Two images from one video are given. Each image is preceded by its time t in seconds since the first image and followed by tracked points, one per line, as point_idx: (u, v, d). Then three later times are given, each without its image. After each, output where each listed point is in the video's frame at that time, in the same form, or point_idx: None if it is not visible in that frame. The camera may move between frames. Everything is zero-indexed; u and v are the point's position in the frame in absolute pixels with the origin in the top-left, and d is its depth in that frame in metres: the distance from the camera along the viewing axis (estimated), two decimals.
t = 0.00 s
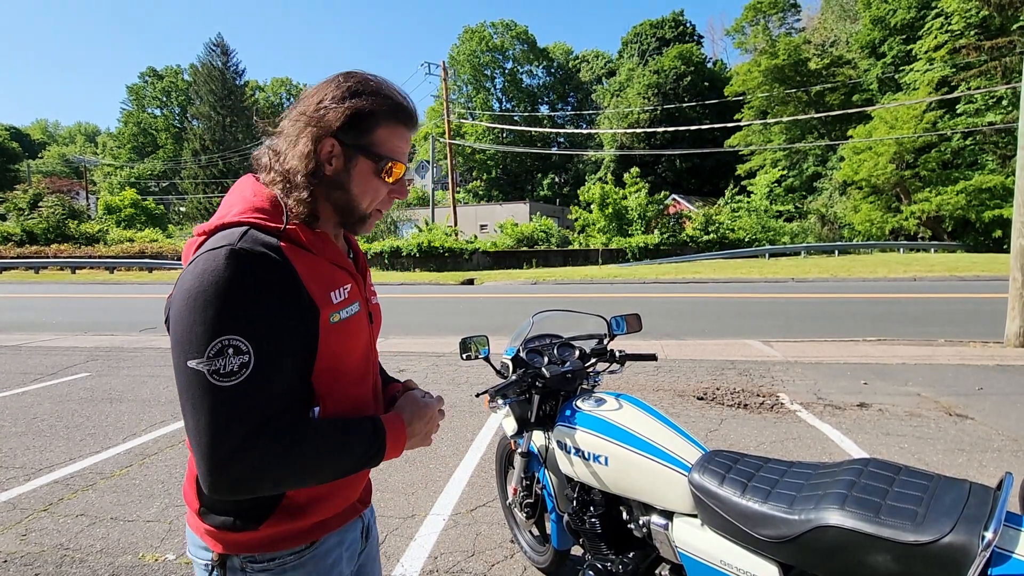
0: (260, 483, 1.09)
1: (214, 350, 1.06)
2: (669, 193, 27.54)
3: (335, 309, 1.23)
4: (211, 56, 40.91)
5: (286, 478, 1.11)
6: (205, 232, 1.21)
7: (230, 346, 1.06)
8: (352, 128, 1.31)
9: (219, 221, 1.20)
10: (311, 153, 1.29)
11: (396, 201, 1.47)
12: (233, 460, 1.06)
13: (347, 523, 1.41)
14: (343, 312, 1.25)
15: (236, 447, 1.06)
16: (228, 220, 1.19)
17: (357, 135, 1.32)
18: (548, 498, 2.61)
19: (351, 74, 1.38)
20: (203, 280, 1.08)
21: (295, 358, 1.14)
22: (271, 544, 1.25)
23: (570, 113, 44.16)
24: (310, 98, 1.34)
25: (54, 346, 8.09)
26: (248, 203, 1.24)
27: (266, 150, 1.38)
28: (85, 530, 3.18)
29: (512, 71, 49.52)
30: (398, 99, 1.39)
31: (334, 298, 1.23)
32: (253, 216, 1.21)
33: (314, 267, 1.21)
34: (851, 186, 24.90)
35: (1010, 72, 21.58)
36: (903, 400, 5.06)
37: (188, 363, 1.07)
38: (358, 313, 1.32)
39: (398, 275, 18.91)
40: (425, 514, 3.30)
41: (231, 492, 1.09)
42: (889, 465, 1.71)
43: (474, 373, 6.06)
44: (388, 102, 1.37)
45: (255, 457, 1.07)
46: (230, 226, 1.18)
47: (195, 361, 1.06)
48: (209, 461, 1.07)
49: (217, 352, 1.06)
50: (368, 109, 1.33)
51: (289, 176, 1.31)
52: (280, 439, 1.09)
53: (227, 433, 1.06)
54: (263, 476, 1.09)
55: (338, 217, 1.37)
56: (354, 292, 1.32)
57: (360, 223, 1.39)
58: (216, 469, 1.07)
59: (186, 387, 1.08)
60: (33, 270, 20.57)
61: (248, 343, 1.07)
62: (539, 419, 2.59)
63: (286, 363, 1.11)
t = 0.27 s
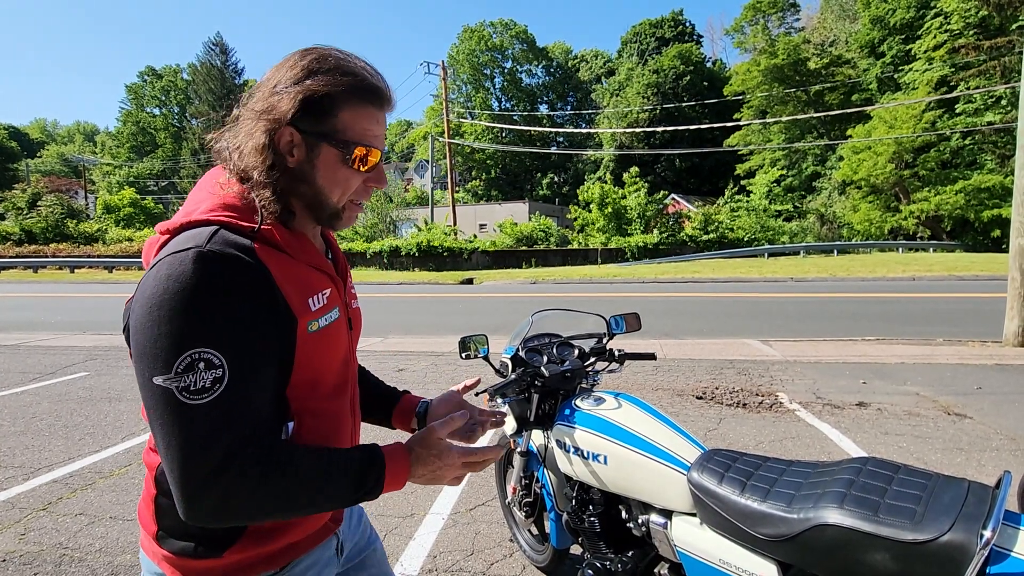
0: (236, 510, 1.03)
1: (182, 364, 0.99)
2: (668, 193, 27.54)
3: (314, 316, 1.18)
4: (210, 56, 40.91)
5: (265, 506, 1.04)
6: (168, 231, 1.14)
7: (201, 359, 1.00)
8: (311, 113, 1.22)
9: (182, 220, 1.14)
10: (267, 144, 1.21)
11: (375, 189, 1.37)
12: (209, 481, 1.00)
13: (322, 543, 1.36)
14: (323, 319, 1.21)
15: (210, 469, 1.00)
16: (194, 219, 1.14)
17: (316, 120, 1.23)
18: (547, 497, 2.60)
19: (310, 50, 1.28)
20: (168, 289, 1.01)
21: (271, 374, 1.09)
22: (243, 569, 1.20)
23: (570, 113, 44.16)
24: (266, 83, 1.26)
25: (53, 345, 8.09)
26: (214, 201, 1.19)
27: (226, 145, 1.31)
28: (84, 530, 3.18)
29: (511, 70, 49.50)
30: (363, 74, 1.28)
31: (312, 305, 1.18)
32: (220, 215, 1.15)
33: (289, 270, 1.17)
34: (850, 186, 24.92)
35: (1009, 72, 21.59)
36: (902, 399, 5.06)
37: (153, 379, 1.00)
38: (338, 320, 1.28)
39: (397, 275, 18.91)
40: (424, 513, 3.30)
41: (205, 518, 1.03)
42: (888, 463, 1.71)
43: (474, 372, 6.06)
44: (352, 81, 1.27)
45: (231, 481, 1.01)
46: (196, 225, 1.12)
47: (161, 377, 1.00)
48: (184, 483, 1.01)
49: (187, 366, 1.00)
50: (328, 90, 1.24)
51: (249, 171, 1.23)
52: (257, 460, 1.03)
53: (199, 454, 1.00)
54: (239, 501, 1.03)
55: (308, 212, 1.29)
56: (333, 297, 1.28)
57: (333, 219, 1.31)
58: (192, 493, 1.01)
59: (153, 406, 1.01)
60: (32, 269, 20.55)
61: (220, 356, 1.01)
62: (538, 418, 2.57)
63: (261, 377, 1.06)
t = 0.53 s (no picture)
0: (212, 529, 0.98)
1: (160, 371, 0.96)
2: (668, 193, 27.53)
3: (306, 318, 1.16)
4: (209, 55, 40.90)
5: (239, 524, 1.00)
6: (154, 232, 1.12)
7: (177, 367, 0.97)
8: (294, 103, 1.21)
9: (168, 222, 1.11)
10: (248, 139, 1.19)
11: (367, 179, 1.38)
12: (181, 496, 0.97)
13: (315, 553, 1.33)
14: (316, 321, 1.19)
15: (182, 482, 0.96)
16: (182, 220, 1.11)
17: (302, 109, 1.22)
18: (547, 496, 2.59)
19: (289, 36, 1.26)
20: (148, 294, 0.98)
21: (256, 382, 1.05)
22: None
23: (569, 112, 44.17)
24: (246, 74, 1.24)
25: (53, 345, 8.09)
26: (201, 202, 1.17)
27: (208, 141, 1.28)
28: (83, 529, 3.18)
29: (511, 69, 49.49)
30: (345, 59, 1.27)
31: (304, 306, 1.16)
32: (207, 216, 1.13)
33: (278, 269, 1.14)
34: (849, 186, 24.95)
35: (1009, 71, 21.57)
36: (901, 399, 5.06)
37: (127, 386, 0.97)
38: (333, 320, 1.25)
39: (396, 274, 18.90)
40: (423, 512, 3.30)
41: (181, 539, 0.98)
42: (886, 462, 1.71)
43: (473, 372, 6.06)
44: (336, 68, 1.26)
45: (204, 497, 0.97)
46: (182, 227, 1.10)
47: (136, 385, 0.97)
48: (153, 498, 0.97)
49: (161, 374, 0.96)
50: (310, 78, 1.22)
51: (232, 165, 1.21)
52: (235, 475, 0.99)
53: (174, 466, 0.96)
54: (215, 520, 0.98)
55: (299, 206, 1.27)
56: (327, 298, 1.26)
57: (323, 213, 1.30)
58: (158, 508, 0.97)
59: (126, 414, 0.97)
60: (31, 269, 20.56)
61: (200, 363, 0.98)
62: (538, 417, 2.57)
63: (244, 385, 1.02)
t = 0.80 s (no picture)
0: (178, 543, 0.97)
1: (128, 380, 0.95)
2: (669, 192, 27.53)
3: (294, 321, 1.15)
4: (209, 54, 40.90)
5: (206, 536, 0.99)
6: (143, 235, 1.11)
7: (145, 376, 0.96)
8: (285, 98, 1.21)
9: (157, 223, 1.12)
10: (237, 135, 1.19)
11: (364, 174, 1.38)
12: (142, 511, 0.95)
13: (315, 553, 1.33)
14: (306, 324, 1.18)
15: (145, 492, 0.95)
16: (169, 222, 1.11)
17: (293, 105, 1.21)
18: (547, 496, 2.59)
19: (281, 30, 1.26)
20: (123, 298, 0.98)
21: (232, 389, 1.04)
22: None
23: (570, 112, 44.16)
24: (237, 68, 1.24)
25: (53, 345, 8.09)
26: (190, 201, 1.17)
27: (199, 138, 1.28)
28: (83, 528, 3.18)
29: (511, 69, 49.48)
30: (337, 52, 1.26)
31: (294, 309, 1.15)
32: (196, 217, 1.13)
33: (268, 272, 1.13)
34: (850, 186, 24.96)
35: (1010, 71, 21.54)
36: (901, 398, 5.06)
37: (94, 391, 0.96)
38: (326, 322, 1.25)
39: (396, 274, 18.90)
40: (423, 512, 3.30)
41: (138, 553, 0.96)
42: (886, 462, 1.71)
43: (473, 372, 6.05)
44: (328, 62, 1.26)
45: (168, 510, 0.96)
46: (170, 229, 1.10)
47: (101, 391, 0.95)
48: (113, 511, 0.95)
49: (128, 383, 0.95)
50: (302, 71, 1.22)
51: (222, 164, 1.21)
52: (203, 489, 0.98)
53: (139, 478, 0.94)
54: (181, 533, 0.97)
55: (293, 203, 1.27)
56: (320, 299, 1.25)
57: (320, 210, 1.30)
58: (116, 522, 0.95)
59: (92, 422, 0.96)
60: (31, 269, 20.57)
61: (171, 372, 0.97)
62: (538, 417, 2.57)
63: (215, 396, 1.01)
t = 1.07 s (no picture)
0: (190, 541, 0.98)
1: (126, 381, 0.96)
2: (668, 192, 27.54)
3: (283, 323, 1.15)
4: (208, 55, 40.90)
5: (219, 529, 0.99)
6: (132, 238, 1.13)
7: (146, 376, 0.97)
8: (257, 97, 1.19)
9: (143, 226, 1.13)
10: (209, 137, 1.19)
11: (346, 176, 1.35)
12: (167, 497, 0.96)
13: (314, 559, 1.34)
14: (296, 326, 1.18)
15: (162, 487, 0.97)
16: (154, 224, 1.13)
17: (267, 104, 1.20)
18: (547, 496, 2.59)
19: (256, 27, 1.25)
20: (113, 303, 0.98)
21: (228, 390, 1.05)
22: None
23: (569, 112, 44.18)
24: (214, 69, 1.24)
25: (52, 345, 8.09)
26: (176, 204, 1.19)
27: (184, 142, 1.30)
28: (83, 529, 3.18)
29: (510, 69, 49.48)
30: (311, 49, 1.24)
31: (282, 311, 1.15)
32: (180, 219, 1.14)
33: (253, 275, 1.13)
34: (849, 186, 25.00)
35: (1009, 70, 21.50)
36: (900, 398, 5.06)
37: (100, 398, 0.97)
38: (319, 324, 1.25)
39: (396, 274, 18.91)
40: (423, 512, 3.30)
41: (170, 545, 0.97)
42: (887, 462, 1.71)
43: (473, 372, 6.05)
44: (302, 60, 1.23)
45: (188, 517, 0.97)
46: (155, 232, 1.12)
47: (106, 396, 0.97)
48: (135, 507, 0.97)
49: (130, 383, 0.96)
50: (275, 70, 1.20)
51: (202, 166, 1.22)
52: (207, 489, 0.98)
53: (146, 477, 0.96)
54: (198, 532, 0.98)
55: (274, 206, 1.27)
56: (312, 301, 1.24)
57: (299, 212, 1.29)
58: (141, 518, 0.97)
59: (100, 425, 0.98)
60: (31, 269, 20.58)
61: (169, 371, 0.98)
62: (538, 417, 2.57)
63: (215, 393, 1.02)
